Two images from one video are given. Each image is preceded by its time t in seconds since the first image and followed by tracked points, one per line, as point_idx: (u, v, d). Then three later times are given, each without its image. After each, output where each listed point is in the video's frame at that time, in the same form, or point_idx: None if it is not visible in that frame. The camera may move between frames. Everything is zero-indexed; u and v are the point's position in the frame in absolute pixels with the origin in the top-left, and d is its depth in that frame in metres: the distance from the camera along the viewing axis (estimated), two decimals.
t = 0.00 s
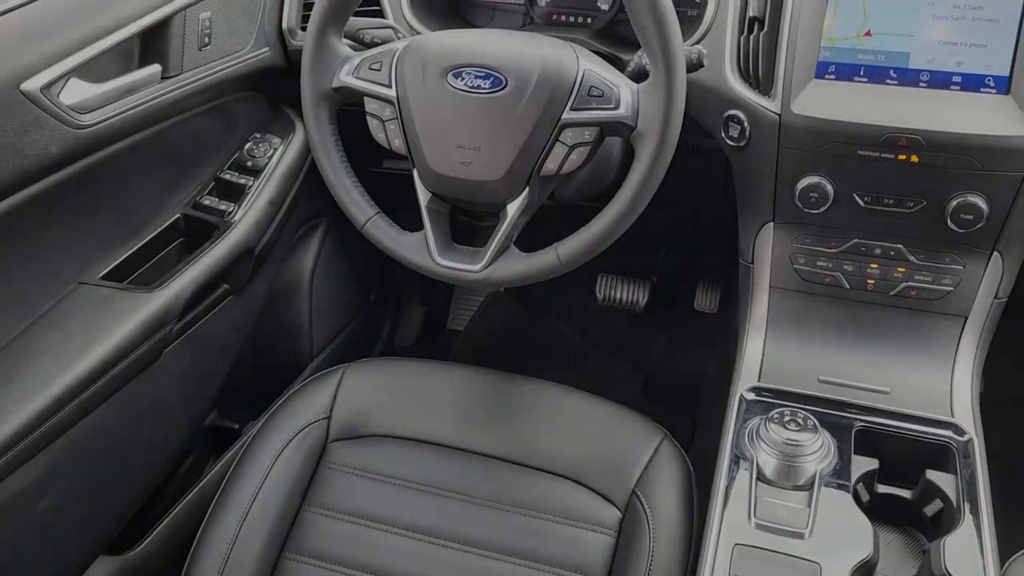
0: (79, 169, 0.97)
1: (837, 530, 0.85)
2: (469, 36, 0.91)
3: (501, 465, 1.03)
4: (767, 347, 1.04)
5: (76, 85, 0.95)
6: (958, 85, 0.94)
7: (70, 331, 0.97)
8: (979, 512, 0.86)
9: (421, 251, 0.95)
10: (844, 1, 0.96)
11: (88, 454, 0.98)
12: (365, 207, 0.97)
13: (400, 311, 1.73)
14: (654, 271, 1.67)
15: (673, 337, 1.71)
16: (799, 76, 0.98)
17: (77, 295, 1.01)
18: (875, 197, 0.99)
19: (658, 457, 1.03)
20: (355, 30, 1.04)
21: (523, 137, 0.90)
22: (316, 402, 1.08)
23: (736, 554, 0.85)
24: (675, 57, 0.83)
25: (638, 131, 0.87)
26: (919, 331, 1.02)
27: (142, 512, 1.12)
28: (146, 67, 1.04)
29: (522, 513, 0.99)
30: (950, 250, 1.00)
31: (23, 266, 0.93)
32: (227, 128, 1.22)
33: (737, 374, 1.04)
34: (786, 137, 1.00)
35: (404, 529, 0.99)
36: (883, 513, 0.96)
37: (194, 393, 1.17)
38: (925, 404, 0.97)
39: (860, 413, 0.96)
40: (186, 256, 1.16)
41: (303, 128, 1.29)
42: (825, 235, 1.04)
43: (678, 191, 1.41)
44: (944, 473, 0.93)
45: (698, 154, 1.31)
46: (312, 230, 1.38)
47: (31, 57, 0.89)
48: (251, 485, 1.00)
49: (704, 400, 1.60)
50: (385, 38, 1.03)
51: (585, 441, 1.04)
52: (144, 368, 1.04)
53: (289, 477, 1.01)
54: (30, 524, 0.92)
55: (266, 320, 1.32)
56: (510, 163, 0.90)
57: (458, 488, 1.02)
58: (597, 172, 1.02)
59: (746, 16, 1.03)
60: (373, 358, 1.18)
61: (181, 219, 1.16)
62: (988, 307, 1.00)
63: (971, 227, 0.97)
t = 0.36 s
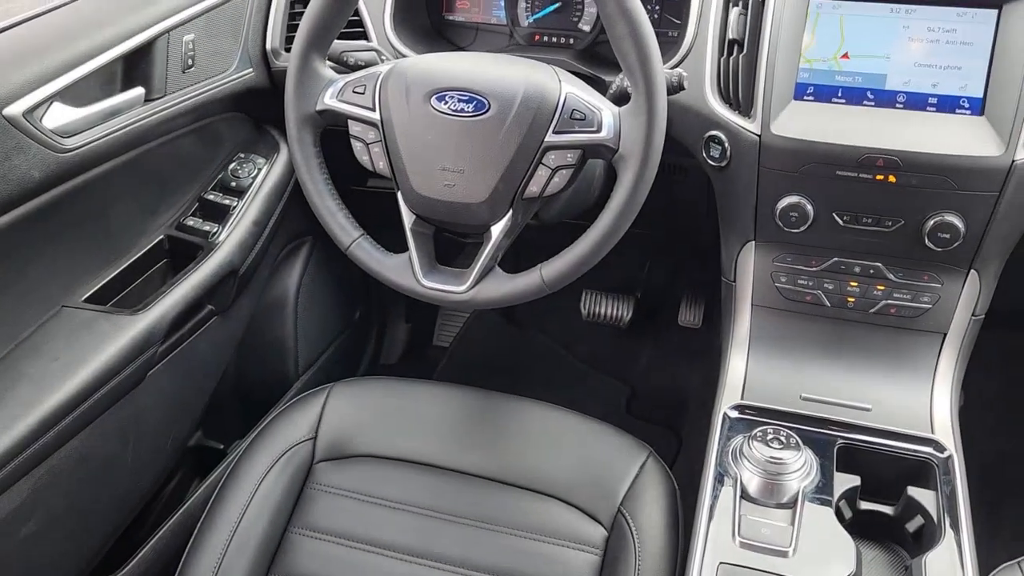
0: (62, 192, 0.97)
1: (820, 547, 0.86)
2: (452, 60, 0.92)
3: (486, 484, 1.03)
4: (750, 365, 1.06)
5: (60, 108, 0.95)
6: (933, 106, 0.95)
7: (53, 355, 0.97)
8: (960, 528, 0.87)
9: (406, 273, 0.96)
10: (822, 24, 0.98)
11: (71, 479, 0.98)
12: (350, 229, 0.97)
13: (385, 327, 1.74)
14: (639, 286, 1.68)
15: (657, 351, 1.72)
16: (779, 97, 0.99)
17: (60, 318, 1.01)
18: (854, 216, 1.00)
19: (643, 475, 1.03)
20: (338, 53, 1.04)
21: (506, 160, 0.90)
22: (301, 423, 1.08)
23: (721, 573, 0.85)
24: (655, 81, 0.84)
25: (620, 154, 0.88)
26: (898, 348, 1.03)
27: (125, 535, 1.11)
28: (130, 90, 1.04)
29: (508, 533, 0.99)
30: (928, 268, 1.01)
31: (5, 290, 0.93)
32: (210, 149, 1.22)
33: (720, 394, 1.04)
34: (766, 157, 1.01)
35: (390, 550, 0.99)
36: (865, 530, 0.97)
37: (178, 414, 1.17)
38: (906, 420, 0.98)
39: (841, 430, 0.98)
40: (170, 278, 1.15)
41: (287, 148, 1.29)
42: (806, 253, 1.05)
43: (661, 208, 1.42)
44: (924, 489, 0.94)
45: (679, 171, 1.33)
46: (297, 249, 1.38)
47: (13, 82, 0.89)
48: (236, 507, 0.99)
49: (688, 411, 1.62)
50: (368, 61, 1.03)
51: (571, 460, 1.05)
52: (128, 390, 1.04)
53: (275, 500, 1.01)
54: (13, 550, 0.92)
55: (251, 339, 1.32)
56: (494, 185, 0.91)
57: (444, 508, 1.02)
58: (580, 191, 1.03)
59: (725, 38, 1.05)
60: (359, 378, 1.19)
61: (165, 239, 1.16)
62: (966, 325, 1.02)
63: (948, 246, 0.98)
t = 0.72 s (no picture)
0: (40, 217, 0.96)
1: (799, 565, 0.87)
2: (432, 84, 0.92)
3: (468, 505, 1.04)
4: (728, 388, 1.07)
5: (39, 132, 0.94)
6: (905, 128, 0.97)
7: (32, 380, 0.96)
8: (936, 545, 0.88)
9: (387, 295, 0.96)
10: (795, 48, 1.00)
11: (50, 503, 0.97)
12: (331, 251, 0.98)
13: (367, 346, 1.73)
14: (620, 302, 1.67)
15: (638, 368, 1.73)
16: (755, 120, 1.01)
17: (38, 342, 1.00)
18: (829, 236, 1.02)
19: (624, 493, 1.04)
20: (319, 76, 1.06)
21: (486, 183, 0.91)
22: (282, 444, 1.08)
23: None
24: (633, 106, 0.85)
25: (598, 177, 0.89)
26: (874, 367, 1.05)
27: (105, 559, 1.10)
28: (109, 113, 1.04)
29: (490, 553, 0.99)
30: (902, 287, 1.03)
31: None
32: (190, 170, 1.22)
33: (699, 413, 1.06)
34: (743, 179, 1.03)
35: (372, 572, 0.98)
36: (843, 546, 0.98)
37: (158, 436, 1.16)
38: (882, 438, 1.00)
39: (818, 448, 0.99)
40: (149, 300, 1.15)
41: (268, 169, 1.30)
42: (782, 273, 1.06)
43: (641, 227, 1.43)
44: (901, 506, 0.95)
45: (657, 191, 1.34)
46: (278, 270, 1.38)
47: None
48: (217, 531, 0.99)
49: (669, 427, 1.63)
50: (348, 84, 1.05)
51: (552, 480, 1.05)
52: (107, 414, 1.03)
53: (257, 522, 1.00)
54: None
55: (231, 360, 1.31)
56: (474, 208, 0.92)
57: (426, 529, 1.02)
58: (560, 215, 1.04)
59: (701, 63, 1.06)
60: (340, 399, 1.19)
61: (145, 261, 1.16)
62: (940, 342, 1.03)
63: (921, 266, 1.00)
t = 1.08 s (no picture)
0: (16, 243, 0.96)
1: None
2: (411, 110, 0.93)
3: (449, 526, 1.04)
4: (706, 406, 1.08)
5: (16, 158, 0.94)
6: (876, 152, 0.99)
7: (8, 406, 0.95)
8: (912, 563, 0.90)
9: (367, 319, 0.97)
10: (768, 73, 1.02)
11: (26, 531, 0.96)
12: (311, 275, 0.98)
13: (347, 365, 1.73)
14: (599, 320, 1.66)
15: (617, 385, 1.74)
16: (730, 144, 1.03)
17: (15, 368, 1.00)
18: (804, 257, 1.03)
19: (604, 513, 1.05)
20: (298, 100, 1.06)
21: (465, 208, 0.92)
22: (263, 468, 1.08)
23: None
24: (610, 132, 0.87)
25: (576, 202, 0.90)
26: (849, 386, 1.06)
27: None
28: (87, 138, 1.03)
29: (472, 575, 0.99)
30: (875, 307, 1.04)
31: None
32: (169, 193, 1.21)
33: (678, 433, 1.07)
34: (718, 202, 1.04)
35: None
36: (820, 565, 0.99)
37: (137, 460, 1.15)
38: (857, 456, 1.01)
39: (796, 466, 1.00)
40: (127, 324, 1.14)
41: (247, 191, 1.29)
42: (759, 293, 1.08)
43: (619, 246, 1.45)
44: (877, 523, 0.97)
45: (635, 212, 1.35)
46: (257, 290, 1.38)
47: None
48: (196, 555, 0.98)
49: (649, 444, 1.64)
50: (327, 108, 1.05)
51: (533, 501, 1.06)
52: (85, 440, 1.02)
53: (238, 547, 1.00)
54: None
55: (210, 382, 1.31)
56: (454, 233, 0.93)
57: (407, 551, 1.01)
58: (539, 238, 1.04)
59: (677, 86, 1.07)
60: (320, 421, 1.18)
61: (123, 284, 1.15)
62: (913, 360, 1.05)
63: (893, 286, 1.02)
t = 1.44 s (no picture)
0: None
1: None
2: (390, 129, 0.94)
3: (430, 544, 1.04)
4: (686, 421, 1.09)
5: None
6: (848, 169, 1.01)
7: None
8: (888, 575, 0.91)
9: (347, 338, 0.97)
10: (742, 91, 1.04)
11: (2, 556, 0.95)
12: (290, 294, 0.98)
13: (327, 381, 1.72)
14: (579, 333, 1.67)
15: (597, 398, 1.75)
16: (705, 162, 1.04)
17: None
18: (779, 273, 1.05)
19: (585, 529, 1.05)
20: (276, 120, 1.04)
21: (445, 227, 0.92)
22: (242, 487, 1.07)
23: None
24: (587, 151, 0.88)
25: (555, 221, 0.91)
26: (825, 399, 1.08)
27: None
28: (63, 158, 1.02)
29: None
30: (849, 321, 1.06)
31: None
32: (146, 211, 1.21)
33: (657, 448, 1.08)
34: (694, 219, 1.05)
35: None
36: None
37: (115, 482, 1.14)
38: (834, 469, 1.03)
39: (773, 480, 1.02)
40: (104, 344, 1.13)
41: (224, 210, 1.29)
42: (736, 308, 1.09)
43: (598, 261, 1.46)
44: (853, 536, 0.98)
45: (613, 227, 1.36)
46: (235, 308, 1.37)
47: None
48: None
49: (629, 457, 1.64)
50: (306, 127, 1.04)
51: (514, 517, 1.06)
52: (62, 462, 1.01)
53: (217, 567, 0.99)
54: None
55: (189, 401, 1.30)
56: (433, 252, 0.93)
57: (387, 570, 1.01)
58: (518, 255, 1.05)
59: (653, 104, 1.08)
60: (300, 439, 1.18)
61: (99, 304, 1.15)
62: (887, 373, 1.07)
63: (867, 301, 1.03)
